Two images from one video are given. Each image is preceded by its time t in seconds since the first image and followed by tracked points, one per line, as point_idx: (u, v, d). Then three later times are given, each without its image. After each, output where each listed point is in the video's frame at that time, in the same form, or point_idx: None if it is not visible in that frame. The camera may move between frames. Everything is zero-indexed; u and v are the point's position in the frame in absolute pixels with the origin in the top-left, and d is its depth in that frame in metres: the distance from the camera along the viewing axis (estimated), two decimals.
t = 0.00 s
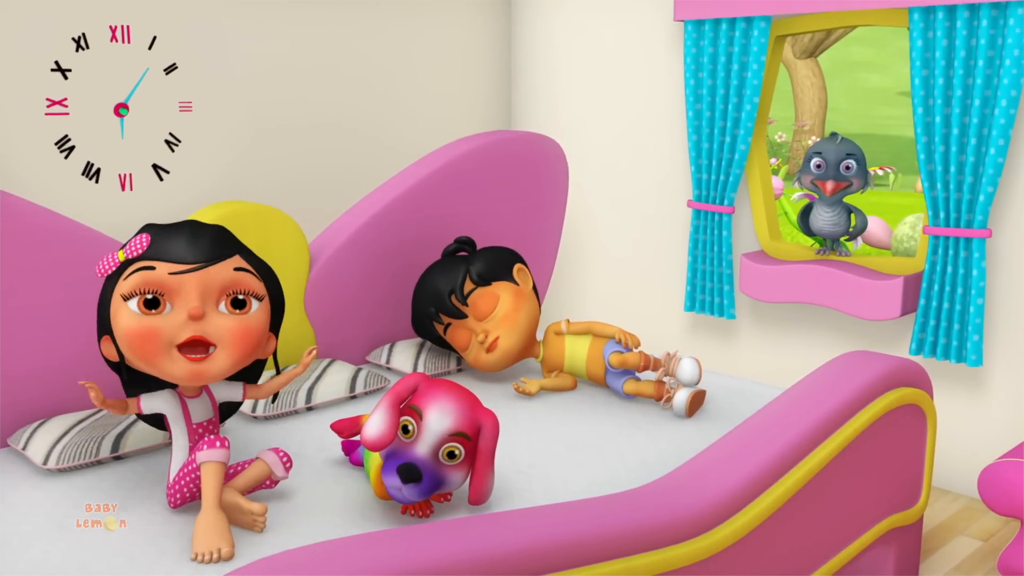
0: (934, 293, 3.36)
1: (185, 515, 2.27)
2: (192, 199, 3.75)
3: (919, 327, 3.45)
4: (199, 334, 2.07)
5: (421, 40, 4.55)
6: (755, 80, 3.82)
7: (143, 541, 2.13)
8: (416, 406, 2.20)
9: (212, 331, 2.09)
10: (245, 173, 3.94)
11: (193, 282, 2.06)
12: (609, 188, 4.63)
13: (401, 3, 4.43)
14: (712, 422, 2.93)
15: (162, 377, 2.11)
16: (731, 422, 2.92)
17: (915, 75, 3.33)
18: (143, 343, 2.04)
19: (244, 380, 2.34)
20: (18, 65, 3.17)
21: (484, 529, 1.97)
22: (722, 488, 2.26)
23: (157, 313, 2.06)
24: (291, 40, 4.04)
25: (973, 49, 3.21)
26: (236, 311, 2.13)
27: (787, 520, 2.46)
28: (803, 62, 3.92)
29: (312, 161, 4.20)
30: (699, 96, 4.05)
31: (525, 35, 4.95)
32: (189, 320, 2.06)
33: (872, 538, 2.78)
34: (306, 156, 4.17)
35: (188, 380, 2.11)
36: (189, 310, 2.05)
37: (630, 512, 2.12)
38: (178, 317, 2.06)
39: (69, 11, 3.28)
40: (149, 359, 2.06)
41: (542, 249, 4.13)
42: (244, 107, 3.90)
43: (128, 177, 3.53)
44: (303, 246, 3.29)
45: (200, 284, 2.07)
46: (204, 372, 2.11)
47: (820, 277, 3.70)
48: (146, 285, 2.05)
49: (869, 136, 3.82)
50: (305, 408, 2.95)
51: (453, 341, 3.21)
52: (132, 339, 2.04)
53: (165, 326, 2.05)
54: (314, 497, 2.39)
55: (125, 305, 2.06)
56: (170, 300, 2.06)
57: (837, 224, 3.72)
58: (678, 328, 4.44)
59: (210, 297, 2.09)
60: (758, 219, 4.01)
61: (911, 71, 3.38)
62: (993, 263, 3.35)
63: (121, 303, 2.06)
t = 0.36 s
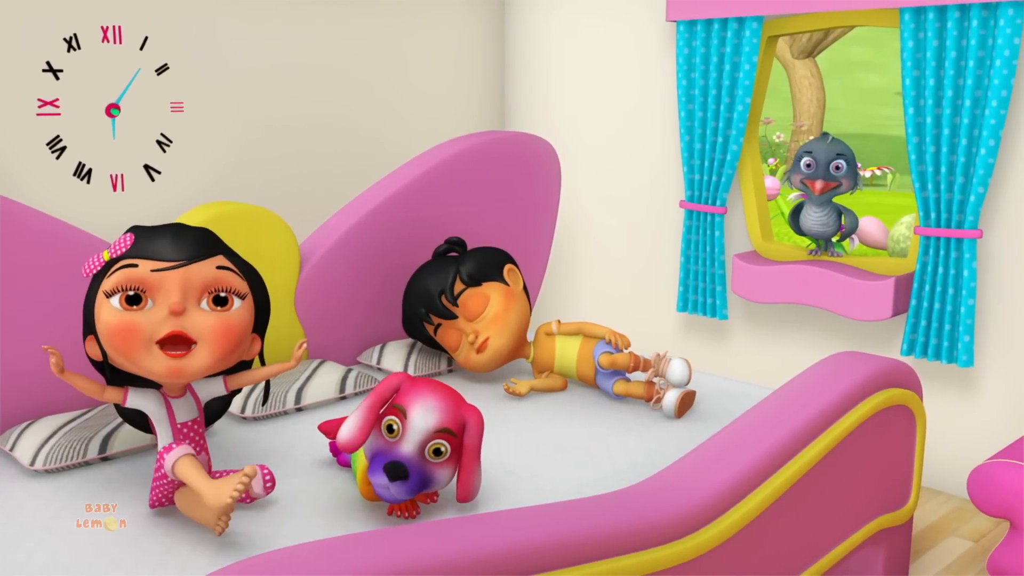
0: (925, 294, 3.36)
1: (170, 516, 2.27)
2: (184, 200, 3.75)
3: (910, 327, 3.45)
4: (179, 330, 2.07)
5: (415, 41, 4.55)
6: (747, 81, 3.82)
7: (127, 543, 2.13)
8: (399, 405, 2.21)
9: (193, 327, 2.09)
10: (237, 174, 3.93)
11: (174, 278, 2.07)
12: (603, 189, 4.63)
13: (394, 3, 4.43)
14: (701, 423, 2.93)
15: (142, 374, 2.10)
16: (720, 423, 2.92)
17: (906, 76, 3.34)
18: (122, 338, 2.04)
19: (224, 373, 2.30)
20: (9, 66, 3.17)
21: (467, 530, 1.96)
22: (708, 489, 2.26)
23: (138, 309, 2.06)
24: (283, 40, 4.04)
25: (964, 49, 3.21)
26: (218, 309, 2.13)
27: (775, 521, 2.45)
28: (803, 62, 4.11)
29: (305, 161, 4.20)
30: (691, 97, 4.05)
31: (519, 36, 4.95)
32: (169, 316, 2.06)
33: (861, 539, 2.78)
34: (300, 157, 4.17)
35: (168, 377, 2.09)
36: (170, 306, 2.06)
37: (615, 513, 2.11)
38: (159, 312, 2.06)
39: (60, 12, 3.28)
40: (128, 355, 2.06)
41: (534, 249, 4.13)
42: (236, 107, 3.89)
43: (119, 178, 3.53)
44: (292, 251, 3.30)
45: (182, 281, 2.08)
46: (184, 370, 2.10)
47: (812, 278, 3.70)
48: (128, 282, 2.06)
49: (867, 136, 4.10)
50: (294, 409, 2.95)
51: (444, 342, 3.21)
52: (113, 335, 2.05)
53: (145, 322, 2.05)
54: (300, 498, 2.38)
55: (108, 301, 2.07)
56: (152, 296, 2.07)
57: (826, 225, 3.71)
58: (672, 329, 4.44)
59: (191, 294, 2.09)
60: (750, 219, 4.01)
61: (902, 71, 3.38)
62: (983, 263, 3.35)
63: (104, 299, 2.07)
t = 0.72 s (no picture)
0: (917, 294, 3.35)
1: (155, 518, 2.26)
2: (177, 200, 3.75)
3: (902, 328, 3.45)
4: (158, 326, 2.07)
5: (409, 41, 4.55)
6: (739, 81, 3.82)
7: (112, 544, 2.13)
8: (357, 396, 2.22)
9: (172, 323, 2.09)
10: (229, 174, 3.93)
11: (152, 276, 2.08)
12: (596, 189, 4.63)
13: (388, 4, 4.43)
14: (691, 424, 2.93)
15: (123, 373, 2.09)
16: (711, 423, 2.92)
17: (897, 77, 3.34)
18: (102, 337, 2.04)
19: (207, 373, 2.29)
20: None
21: (452, 531, 1.95)
22: (696, 489, 2.25)
23: (117, 308, 2.06)
24: (276, 41, 4.03)
25: (955, 49, 3.21)
26: (197, 305, 2.14)
27: (764, 522, 2.45)
28: (800, 62, 4.17)
29: (297, 162, 4.19)
30: (684, 97, 4.05)
31: (513, 36, 4.95)
32: (147, 313, 2.07)
33: (851, 540, 2.78)
34: (293, 157, 4.17)
35: (149, 374, 2.09)
36: (148, 303, 2.06)
37: (601, 514, 2.10)
38: (138, 310, 2.07)
39: (52, 12, 3.27)
40: (108, 353, 2.06)
41: (527, 249, 4.13)
42: (229, 108, 3.89)
43: (111, 178, 3.52)
44: (282, 247, 3.29)
45: (159, 279, 2.09)
46: (165, 367, 2.09)
47: (804, 279, 3.70)
48: (107, 281, 2.06)
49: (866, 136, 4.23)
50: (284, 409, 2.95)
51: (434, 343, 3.20)
52: (92, 334, 2.05)
53: (124, 320, 2.06)
54: (287, 500, 2.38)
55: (87, 302, 2.07)
56: (130, 294, 2.07)
57: (817, 225, 3.71)
58: (665, 329, 4.44)
59: (170, 291, 2.10)
60: (743, 220, 4.01)
61: (894, 72, 3.38)
62: (975, 263, 3.34)
63: (83, 300, 2.07)
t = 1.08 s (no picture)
0: (909, 294, 3.35)
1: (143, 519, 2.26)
2: (169, 201, 3.75)
3: (895, 328, 3.45)
4: (145, 327, 2.07)
5: (402, 41, 4.55)
6: (732, 82, 3.82)
7: (98, 546, 2.12)
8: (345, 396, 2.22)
9: (160, 325, 2.08)
10: (222, 174, 3.92)
11: (141, 277, 2.07)
12: (590, 190, 4.63)
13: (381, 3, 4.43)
14: (682, 424, 2.92)
15: (110, 373, 2.09)
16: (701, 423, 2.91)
17: (889, 77, 3.34)
18: (90, 338, 2.04)
19: (196, 374, 2.29)
20: None
21: (439, 531, 1.94)
22: (685, 489, 2.24)
23: (105, 308, 2.06)
24: (269, 41, 4.03)
25: (947, 50, 3.21)
26: (186, 306, 2.13)
27: (754, 522, 2.44)
28: (798, 62, 4.04)
29: (291, 162, 4.19)
30: (677, 97, 4.05)
31: (507, 36, 4.95)
32: (135, 314, 2.06)
33: (841, 540, 2.78)
34: (286, 158, 4.17)
35: (136, 375, 2.08)
36: (136, 304, 2.06)
37: (589, 514, 2.09)
38: (125, 311, 2.06)
39: (43, 12, 3.27)
40: (95, 353, 2.06)
41: (520, 249, 4.13)
42: (221, 108, 3.89)
43: (103, 178, 3.52)
44: (274, 249, 3.29)
45: (148, 280, 2.08)
46: (152, 369, 2.09)
47: (796, 280, 3.70)
48: (96, 282, 2.06)
49: (867, 136, 4.03)
50: (275, 409, 2.95)
51: (426, 343, 3.20)
52: (80, 335, 2.05)
53: (112, 320, 2.05)
54: (275, 500, 2.38)
55: (75, 302, 2.07)
56: (119, 295, 2.07)
57: (810, 225, 3.71)
58: (659, 330, 4.44)
59: (158, 293, 2.10)
60: (736, 220, 4.01)
61: (886, 72, 3.38)
62: (968, 263, 3.34)
63: (71, 300, 2.07)
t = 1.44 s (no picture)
0: (902, 295, 3.35)
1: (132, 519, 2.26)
2: (164, 201, 3.74)
3: (888, 329, 3.45)
4: (139, 333, 2.06)
5: (397, 41, 4.55)
6: (726, 82, 3.82)
7: (87, 547, 2.12)
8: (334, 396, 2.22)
9: (154, 331, 2.07)
10: (217, 174, 3.92)
11: (138, 282, 2.07)
12: (585, 190, 4.63)
13: (376, 4, 4.43)
14: (674, 425, 2.92)
15: (103, 375, 2.10)
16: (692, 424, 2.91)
17: (882, 78, 3.34)
18: (83, 340, 2.04)
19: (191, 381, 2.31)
20: None
21: (428, 531, 1.94)
22: (675, 488, 2.24)
23: (100, 311, 2.06)
24: (264, 41, 4.03)
25: (939, 50, 3.21)
26: (181, 314, 2.12)
27: (744, 523, 2.44)
28: (797, 62, 3.98)
29: (285, 163, 4.19)
30: (671, 97, 4.05)
31: (502, 37, 4.95)
32: (130, 318, 2.05)
33: (832, 541, 2.78)
34: (280, 158, 4.17)
35: (127, 379, 2.08)
36: (131, 309, 2.05)
37: (579, 514, 2.09)
38: (120, 315, 2.06)
39: (37, 12, 3.27)
40: (88, 355, 2.06)
41: (514, 249, 4.13)
42: (216, 109, 3.89)
43: (97, 179, 3.51)
44: (267, 251, 3.30)
45: (145, 285, 2.07)
46: (143, 373, 2.08)
47: (790, 280, 3.70)
48: (94, 283, 2.06)
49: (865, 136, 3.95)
50: (266, 410, 2.94)
51: (419, 344, 3.21)
52: (74, 336, 2.05)
53: (106, 324, 2.05)
54: (266, 501, 2.37)
55: (73, 302, 2.07)
56: (115, 298, 2.07)
57: (804, 225, 3.71)
58: (653, 330, 4.44)
59: (154, 298, 2.09)
60: (730, 220, 4.01)
61: (879, 73, 3.39)
62: (961, 263, 3.34)
63: (68, 299, 2.08)
